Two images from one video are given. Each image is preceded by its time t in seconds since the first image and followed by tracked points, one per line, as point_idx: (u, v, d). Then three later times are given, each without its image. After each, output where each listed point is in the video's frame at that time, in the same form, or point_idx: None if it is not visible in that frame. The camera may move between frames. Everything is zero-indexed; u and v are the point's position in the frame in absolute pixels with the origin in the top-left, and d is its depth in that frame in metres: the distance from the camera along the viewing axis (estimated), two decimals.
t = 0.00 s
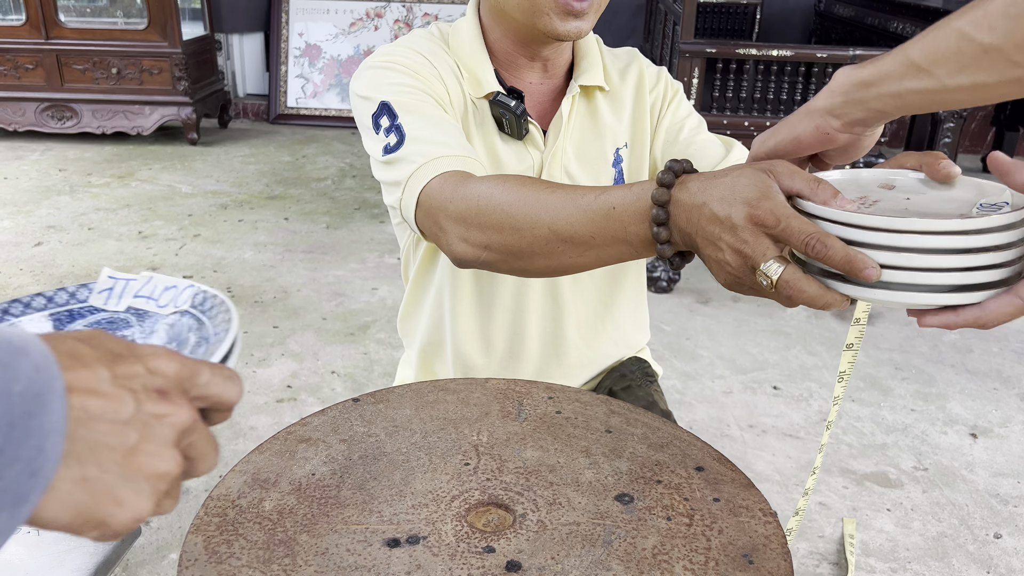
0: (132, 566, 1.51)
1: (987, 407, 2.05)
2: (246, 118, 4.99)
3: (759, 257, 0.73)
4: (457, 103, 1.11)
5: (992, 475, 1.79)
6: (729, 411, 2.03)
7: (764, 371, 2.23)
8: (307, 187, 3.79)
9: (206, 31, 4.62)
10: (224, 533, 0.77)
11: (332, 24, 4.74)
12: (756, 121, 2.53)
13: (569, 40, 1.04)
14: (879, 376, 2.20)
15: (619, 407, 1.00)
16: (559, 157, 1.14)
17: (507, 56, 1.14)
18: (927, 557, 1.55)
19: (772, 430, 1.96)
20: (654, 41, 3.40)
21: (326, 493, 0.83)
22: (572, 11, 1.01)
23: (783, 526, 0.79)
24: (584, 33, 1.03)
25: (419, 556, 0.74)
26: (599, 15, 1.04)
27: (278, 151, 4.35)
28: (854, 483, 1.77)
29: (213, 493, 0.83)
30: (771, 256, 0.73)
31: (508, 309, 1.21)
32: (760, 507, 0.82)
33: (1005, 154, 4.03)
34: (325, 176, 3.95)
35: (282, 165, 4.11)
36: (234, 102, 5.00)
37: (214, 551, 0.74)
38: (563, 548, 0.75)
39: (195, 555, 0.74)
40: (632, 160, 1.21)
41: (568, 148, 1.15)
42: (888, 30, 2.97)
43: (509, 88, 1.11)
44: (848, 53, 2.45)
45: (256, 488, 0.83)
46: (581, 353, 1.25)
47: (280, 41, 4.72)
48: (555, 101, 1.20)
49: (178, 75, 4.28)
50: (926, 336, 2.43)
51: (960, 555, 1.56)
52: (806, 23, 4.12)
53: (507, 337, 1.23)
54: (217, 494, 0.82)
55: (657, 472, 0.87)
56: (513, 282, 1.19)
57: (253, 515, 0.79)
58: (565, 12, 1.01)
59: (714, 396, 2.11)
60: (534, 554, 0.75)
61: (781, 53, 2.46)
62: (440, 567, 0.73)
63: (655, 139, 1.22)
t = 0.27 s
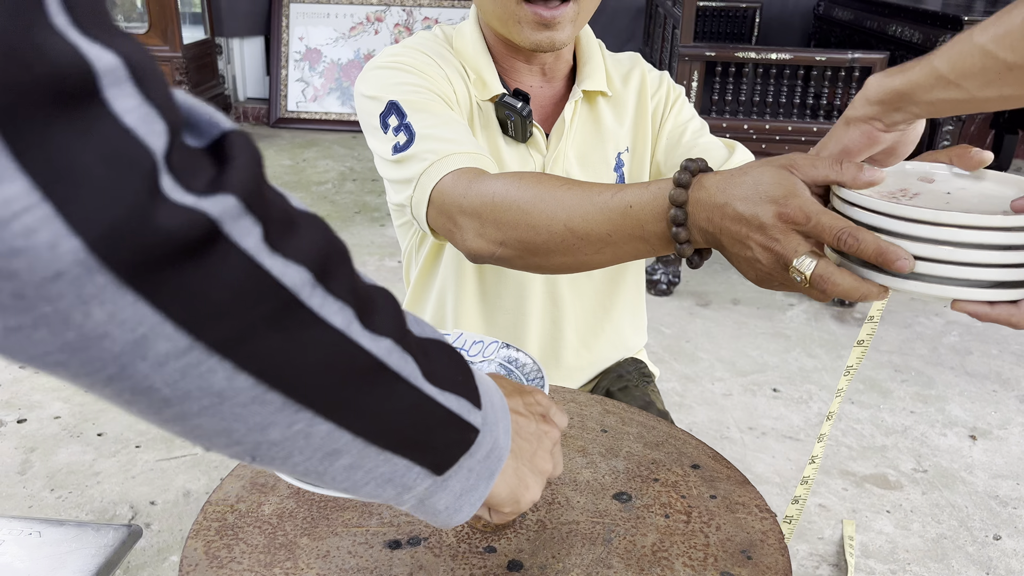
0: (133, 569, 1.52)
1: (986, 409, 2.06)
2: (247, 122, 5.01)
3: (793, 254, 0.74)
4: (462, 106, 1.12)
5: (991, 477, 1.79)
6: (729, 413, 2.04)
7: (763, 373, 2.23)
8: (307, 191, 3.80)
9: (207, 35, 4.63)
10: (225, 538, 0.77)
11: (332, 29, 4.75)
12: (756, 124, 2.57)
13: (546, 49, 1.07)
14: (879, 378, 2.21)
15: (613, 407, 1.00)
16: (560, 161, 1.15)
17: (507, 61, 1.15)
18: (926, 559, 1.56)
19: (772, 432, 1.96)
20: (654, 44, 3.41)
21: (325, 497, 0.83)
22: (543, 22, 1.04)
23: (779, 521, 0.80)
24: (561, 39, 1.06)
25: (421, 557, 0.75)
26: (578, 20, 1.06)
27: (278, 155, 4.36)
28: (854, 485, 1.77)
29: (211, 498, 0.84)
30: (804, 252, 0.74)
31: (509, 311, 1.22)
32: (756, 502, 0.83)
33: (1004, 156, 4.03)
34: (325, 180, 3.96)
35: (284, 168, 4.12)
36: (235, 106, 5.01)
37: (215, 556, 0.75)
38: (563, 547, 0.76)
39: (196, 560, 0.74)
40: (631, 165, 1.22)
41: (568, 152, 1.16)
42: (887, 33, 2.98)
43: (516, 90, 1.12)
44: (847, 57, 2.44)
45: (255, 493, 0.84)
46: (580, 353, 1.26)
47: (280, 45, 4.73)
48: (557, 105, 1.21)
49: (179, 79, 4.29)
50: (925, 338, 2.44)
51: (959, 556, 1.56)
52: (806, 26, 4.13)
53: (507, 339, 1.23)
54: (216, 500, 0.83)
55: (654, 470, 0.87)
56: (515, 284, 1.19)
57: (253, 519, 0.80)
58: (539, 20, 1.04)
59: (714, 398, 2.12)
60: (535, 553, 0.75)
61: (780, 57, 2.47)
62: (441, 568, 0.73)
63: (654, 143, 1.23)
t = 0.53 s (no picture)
0: (133, 570, 1.51)
1: (987, 410, 2.05)
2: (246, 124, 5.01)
3: (758, 196, 0.79)
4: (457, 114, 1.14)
5: (992, 477, 1.79)
6: (729, 414, 2.04)
7: (764, 374, 2.23)
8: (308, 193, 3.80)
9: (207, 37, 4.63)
10: (225, 539, 0.77)
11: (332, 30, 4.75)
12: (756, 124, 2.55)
13: (531, 46, 1.07)
14: (879, 379, 2.21)
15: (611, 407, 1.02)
16: (558, 163, 1.15)
17: (505, 65, 1.17)
18: (927, 559, 1.55)
19: (772, 433, 1.96)
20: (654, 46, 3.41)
21: (324, 497, 0.83)
22: (526, 18, 1.04)
23: (776, 515, 0.82)
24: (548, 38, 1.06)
25: (423, 555, 0.75)
26: (565, 21, 1.06)
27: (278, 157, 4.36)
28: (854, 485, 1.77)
29: (210, 500, 0.84)
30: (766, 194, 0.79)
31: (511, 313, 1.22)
32: (752, 497, 0.85)
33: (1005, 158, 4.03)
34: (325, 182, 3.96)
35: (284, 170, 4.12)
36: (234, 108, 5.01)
37: (216, 557, 0.75)
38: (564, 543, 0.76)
39: (197, 563, 0.74)
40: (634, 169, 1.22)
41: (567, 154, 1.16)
42: (886, 33, 2.99)
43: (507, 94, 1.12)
44: (847, 58, 2.46)
45: (254, 494, 0.84)
46: (582, 357, 1.26)
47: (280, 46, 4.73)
48: (559, 105, 1.21)
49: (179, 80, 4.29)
50: (926, 339, 2.43)
51: (960, 556, 1.56)
52: (806, 28, 4.13)
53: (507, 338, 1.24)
54: (215, 501, 0.83)
55: (653, 468, 0.90)
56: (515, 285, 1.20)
57: (253, 520, 0.80)
58: (521, 20, 1.04)
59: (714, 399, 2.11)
60: (536, 549, 0.76)
61: (780, 57, 2.47)
62: (444, 566, 0.73)
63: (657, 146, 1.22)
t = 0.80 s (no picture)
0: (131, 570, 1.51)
1: (988, 410, 2.05)
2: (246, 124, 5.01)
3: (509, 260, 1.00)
4: (441, 128, 1.17)
5: (994, 477, 1.78)
6: (730, 414, 2.03)
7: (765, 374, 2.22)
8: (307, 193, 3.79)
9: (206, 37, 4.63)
10: (226, 537, 0.76)
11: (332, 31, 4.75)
12: (756, 124, 2.53)
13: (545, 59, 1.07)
14: (880, 379, 2.20)
15: (610, 404, 1.02)
16: (559, 171, 1.15)
17: (513, 71, 1.17)
18: (928, 559, 1.54)
19: (774, 433, 1.95)
20: (655, 46, 3.41)
21: (324, 494, 0.83)
22: (540, 33, 1.03)
23: (776, 508, 0.82)
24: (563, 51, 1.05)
25: (425, 552, 0.74)
26: (579, 35, 1.05)
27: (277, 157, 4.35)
28: (855, 485, 1.76)
29: (210, 498, 0.83)
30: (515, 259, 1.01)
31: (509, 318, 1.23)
32: (753, 491, 0.85)
33: (1006, 158, 4.03)
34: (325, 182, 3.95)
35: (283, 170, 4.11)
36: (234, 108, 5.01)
37: (217, 556, 0.74)
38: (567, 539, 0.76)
39: (198, 561, 0.73)
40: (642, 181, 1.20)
41: (571, 164, 1.16)
42: (888, 33, 2.98)
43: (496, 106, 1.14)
44: (848, 57, 2.45)
45: (254, 492, 0.83)
46: (583, 362, 1.25)
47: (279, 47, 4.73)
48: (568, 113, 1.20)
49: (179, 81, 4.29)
50: (927, 339, 2.43)
51: (961, 556, 1.55)
52: (806, 28, 4.13)
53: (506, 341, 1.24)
54: (214, 500, 0.82)
55: (652, 463, 0.89)
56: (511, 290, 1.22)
57: (253, 518, 0.79)
58: (535, 33, 1.03)
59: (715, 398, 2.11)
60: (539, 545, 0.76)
61: (781, 56, 2.46)
62: (448, 562, 0.73)
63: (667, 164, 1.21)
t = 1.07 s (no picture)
0: (134, 571, 1.50)
1: (990, 410, 2.05)
2: (246, 124, 5.01)
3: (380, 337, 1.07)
4: (429, 131, 1.17)
5: (995, 477, 1.78)
6: (731, 414, 2.03)
7: (766, 375, 2.22)
8: (308, 194, 3.79)
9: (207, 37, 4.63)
10: (230, 538, 0.76)
11: (332, 31, 4.76)
12: (756, 124, 2.53)
13: (545, 59, 1.07)
14: (881, 380, 2.20)
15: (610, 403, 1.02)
16: (547, 173, 1.12)
17: (509, 70, 1.16)
18: (930, 559, 1.54)
19: (775, 433, 1.95)
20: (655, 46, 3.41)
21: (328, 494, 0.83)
22: (543, 33, 1.03)
23: (781, 508, 0.82)
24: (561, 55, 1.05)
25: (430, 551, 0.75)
26: (582, 36, 1.05)
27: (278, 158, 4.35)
28: (857, 486, 1.76)
29: (214, 499, 0.83)
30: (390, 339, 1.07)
31: (500, 319, 1.23)
32: (757, 490, 0.85)
33: (1006, 158, 4.03)
34: (325, 182, 3.95)
35: (283, 171, 4.11)
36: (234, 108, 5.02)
37: (223, 556, 0.74)
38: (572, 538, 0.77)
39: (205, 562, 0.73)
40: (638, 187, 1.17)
41: (561, 166, 1.13)
42: (889, 33, 2.98)
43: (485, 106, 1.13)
44: (849, 58, 2.45)
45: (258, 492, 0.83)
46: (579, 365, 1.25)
47: (279, 47, 4.73)
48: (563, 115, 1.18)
49: (179, 81, 4.29)
50: (928, 340, 2.43)
51: (963, 556, 1.55)
52: (806, 28, 4.13)
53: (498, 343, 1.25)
54: (218, 500, 0.82)
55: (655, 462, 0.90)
56: (501, 292, 1.22)
57: (258, 518, 0.79)
58: (538, 32, 1.03)
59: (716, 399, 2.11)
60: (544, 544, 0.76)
61: (782, 56, 2.46)
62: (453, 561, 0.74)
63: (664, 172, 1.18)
